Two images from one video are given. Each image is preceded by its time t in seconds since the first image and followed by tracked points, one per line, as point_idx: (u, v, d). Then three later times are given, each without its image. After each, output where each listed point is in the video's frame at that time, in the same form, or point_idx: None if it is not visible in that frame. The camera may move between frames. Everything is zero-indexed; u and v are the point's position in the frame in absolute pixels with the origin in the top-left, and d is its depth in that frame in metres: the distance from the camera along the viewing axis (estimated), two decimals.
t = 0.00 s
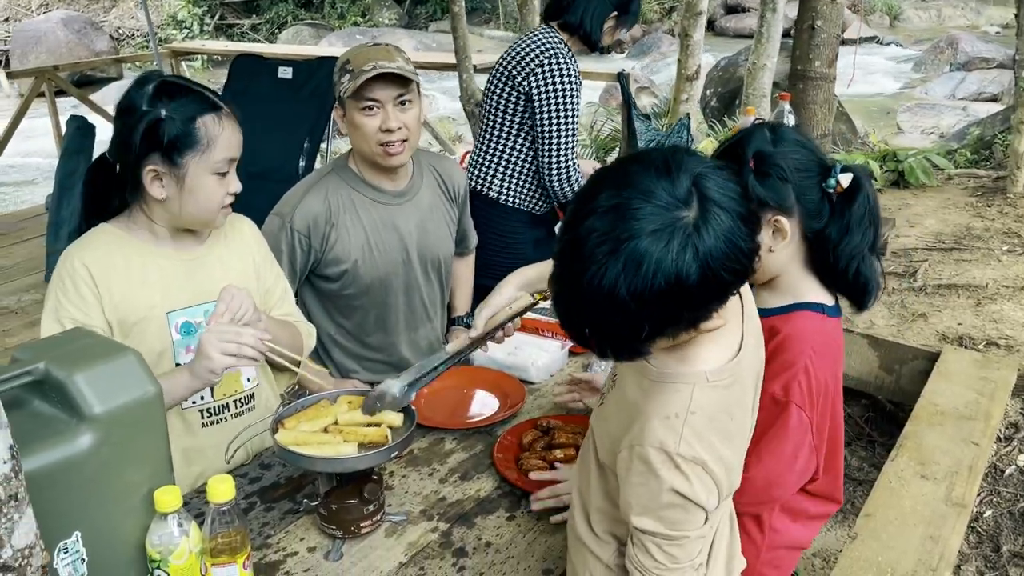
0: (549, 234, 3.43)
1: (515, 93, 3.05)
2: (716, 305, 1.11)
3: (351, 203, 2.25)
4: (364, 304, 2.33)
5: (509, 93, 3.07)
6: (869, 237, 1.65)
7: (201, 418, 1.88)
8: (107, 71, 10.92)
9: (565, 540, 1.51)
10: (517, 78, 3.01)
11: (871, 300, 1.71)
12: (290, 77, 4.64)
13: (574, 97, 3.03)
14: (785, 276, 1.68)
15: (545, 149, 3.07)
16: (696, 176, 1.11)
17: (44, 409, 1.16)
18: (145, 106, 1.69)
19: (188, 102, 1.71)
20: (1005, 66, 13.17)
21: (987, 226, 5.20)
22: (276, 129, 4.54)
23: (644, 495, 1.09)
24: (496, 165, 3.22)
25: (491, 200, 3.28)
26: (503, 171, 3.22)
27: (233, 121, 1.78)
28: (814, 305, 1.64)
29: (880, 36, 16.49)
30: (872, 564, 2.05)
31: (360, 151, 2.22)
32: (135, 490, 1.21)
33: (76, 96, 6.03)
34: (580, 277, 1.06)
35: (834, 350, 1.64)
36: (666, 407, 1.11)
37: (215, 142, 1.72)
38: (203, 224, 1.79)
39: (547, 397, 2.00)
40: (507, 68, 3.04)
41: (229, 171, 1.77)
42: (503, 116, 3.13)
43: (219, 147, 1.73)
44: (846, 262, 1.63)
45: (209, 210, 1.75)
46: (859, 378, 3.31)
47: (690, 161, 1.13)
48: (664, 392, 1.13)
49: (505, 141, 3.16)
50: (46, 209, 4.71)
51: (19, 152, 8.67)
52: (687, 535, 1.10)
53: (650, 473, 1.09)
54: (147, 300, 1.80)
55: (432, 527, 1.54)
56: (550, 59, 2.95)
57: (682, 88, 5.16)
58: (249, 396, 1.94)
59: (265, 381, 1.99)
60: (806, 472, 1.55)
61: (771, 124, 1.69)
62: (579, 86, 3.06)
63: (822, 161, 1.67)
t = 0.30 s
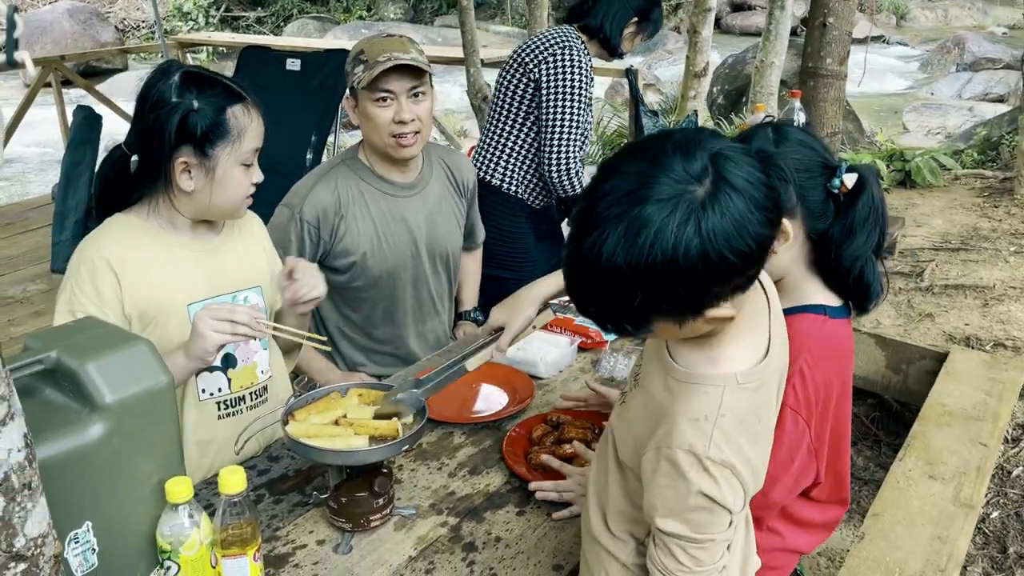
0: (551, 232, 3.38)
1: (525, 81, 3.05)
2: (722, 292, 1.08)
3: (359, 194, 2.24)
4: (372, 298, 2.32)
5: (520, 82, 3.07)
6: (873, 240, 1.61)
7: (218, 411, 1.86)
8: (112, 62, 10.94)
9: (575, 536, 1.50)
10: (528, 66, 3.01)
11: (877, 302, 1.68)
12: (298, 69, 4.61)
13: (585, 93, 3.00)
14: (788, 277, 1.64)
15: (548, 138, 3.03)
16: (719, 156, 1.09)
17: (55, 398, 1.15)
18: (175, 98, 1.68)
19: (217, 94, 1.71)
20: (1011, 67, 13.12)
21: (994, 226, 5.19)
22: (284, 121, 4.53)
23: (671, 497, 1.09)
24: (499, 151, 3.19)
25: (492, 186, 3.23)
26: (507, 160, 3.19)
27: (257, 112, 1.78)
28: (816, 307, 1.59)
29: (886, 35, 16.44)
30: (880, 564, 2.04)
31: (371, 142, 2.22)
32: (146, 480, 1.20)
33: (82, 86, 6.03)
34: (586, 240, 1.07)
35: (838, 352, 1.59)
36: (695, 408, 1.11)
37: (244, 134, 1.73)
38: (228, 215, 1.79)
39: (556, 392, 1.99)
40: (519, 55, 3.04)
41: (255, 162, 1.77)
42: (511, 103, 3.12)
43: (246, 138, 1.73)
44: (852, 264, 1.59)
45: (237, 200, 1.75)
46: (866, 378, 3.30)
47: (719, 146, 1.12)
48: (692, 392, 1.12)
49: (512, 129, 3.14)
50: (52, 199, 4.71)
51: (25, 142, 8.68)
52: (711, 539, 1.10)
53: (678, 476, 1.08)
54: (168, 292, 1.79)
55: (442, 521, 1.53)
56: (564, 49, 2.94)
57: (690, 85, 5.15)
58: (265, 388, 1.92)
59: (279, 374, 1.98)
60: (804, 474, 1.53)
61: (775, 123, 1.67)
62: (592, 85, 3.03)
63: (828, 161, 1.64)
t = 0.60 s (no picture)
0: (558, 229, 3.37)
1: (534, 77, 3.05)
2: (695, 275, 1.07)
3: (371, 189, 2.24)
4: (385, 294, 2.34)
5: (529, 78, 3.06)
6: (889, 241, 1.60)
7: (234, 406, 1.85)
8: (115, 53, 10.92)
9: (589, 535, 1.50)
10: (537, 61, 3.01)
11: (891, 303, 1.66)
12: (306, 63, 4.60)
13: (593, 91, 2.99)
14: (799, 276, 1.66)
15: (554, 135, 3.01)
16: (735, 144, 1.08)
17: (72, 392, 1.14)
18: (190, 94, 1.68)
19: (232, 89, 1.70)
20: (1016, 69, 13.08)
21: (1000, 228, 5.18)
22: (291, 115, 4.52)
23: (701, 505, 1.10)
24: (506, 145, 3.18)
25: (498, 179, 3.24)
26: (514, 156, 3.18)
27: (271, 105, 1.77)
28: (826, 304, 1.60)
29: (891, 35, 16.40)
30: (889, 565, 2.04)
31: (385, 139, 2.22)
32: (163, 475, 1.20)
33: (87, 77, 6.02)
34: (588, 194, 1.13)
35: (852, 349, 1.58)
36: (731, 417, 1.11)
37: (261, 128, 1.73)
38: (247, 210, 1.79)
39: (567, 391, 1.99)
40: (529, 51, 3.05)
41: (271, 156, 1.77)
42: (519, 99, 3.11)
43: (262, 133, 1.73)
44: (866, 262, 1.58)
45: (256, 194, 1.75)
46: (873, 379, 3.30)
47: (746, 137, 1.10)
48: (728, 400, 1.13)
49: (520, 125, 3.14)
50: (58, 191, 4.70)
51: (28, 133, 8.67)
52: (739, 548, 1.11)
53: (709, 483, 1.10)
54: (190, 290, 1.79)
55: (455, 518, 1.53)
56: (573, 45, 2.94)
57: (697, 84, 5.14)
58: (280, 385, 1.92)
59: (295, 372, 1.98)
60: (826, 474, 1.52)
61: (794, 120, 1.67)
62: (601, 83, 3.02)
63: (846, 161, 1.64)
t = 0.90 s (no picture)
0: (570, 226, 3.36)
1: (544, 73, 3.03)
2: (687, 229, 1.06)
3: (385, 183, 2.25)
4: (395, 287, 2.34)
5: (540, 74, 3.05)
6: (907, 234, 1.58)
7: (251, 397, 1.85)
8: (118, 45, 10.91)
9: (608, 529, 1.49)
10: (547, 56, 2.99)
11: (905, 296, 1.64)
12: (316, 56, 4.59)
13: (604, 86, 2.98)
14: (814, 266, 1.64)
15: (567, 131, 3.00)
16: (782, 117, 1.03)
17: (97, 379, 1.14)
18: (208, 81, 1.66)
19: (251, 76, 1.69)
20: (1018, 70, 13.06)
21: (1005, 229, 5.18)
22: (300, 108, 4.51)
23: (698, 495, 1.10)
24: (518, 142, 3.17)
25: (510, 177, 3.22)
26: (525, 153, 3.17)
27: (291, 90, 1.76)
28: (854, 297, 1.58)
29: (893, 36, 16.39)
30: (902, 563, 2.04)
31: (404, 134, 2.22)
32: (187, 464, 1.19)
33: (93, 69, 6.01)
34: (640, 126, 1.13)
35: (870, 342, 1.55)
36: (735, 410, 1.09)
37: (280, 114, 1.71)
38: (267, 200, 1.79)
39: (582, 385, 1.98)
40: (538, 45, 3.03)
41: (292, 142, 1.76)
42: (530, 96, 3.10)
43: (281, 119, 1.71)
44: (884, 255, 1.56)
45: (276, 182, 1.75)
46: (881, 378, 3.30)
47: (795, 117, 1.03)
48: (734, 393, 1.11)
49: (531, 121, 3.13)
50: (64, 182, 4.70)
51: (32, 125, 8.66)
52: (739, 545, 1.10)
53: (708, 475, 1.08)
54: (208, 279, 1.78)
55: (474, 511, 1.52)
56: (583, 40, 2.91)
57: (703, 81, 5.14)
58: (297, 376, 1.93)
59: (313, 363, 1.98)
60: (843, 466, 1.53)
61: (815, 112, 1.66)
62: (612, 78, 3.01)
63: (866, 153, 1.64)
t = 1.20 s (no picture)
0: (578, 223, 3.34)
1: (548, 70, 3.00)
2: (719, 187, 1.01)
3: (392, 178, 2.22)
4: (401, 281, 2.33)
5: (544, 71, 3.01)
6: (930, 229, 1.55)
7: (258, 396, 1.82)
8: (116, 41, 10.86)
9: (623, 530, 1.47)
10: (551, 52, 2.96)
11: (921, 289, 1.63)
12: (319, 51, 4.53)
13: (609, 81, 2.95)
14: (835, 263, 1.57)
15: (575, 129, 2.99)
16: (846, 97, 0.97)
17: (108, 372, 1.11)
18: (208, 64, 1.67)
19: (253, 57, 1.69)
20: (1017, 73, 13.06)
21: (1007, 230, 5.17)
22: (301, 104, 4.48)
23: (687, 478, 1.04)
24: (524, 140, 3.15)
25: (518, 175, 3.19)
26: (532, 151, 3.15)
27: (297, 73, 1.74)
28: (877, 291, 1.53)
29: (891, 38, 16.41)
30: (914, 565, 2.03)
31: (410, 131, 2.20)
32: (198, 460, 1.16)
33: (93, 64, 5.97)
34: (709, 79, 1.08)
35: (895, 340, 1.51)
36: (731, 392, 1.03)
37: (282, 96, 1.69)
38: (276, 189, 1.76)
39: (592, 384, 1.96)
40: (541, 41, 3.00)
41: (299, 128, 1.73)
42: (535, 93, 3.07)
43: (286, 102, 1.69)
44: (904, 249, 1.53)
45: (282, 166, 1.72)
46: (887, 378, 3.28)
47: (857, 105, 0.97)
48: (733, 376, 1.05)
49: (536, 118, 3.10)
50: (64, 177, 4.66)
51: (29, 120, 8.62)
52: (726, 534, 1.04)
53: (697, 456, 1.03)
54: (216, 272, 1.75)
55: (486, 511, 1.49)
56: (587, 37, 2.88)
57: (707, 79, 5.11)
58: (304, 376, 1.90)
59: (320, 362, 1.95)
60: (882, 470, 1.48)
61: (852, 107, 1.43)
62: (617, 73, 2.98)
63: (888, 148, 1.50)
